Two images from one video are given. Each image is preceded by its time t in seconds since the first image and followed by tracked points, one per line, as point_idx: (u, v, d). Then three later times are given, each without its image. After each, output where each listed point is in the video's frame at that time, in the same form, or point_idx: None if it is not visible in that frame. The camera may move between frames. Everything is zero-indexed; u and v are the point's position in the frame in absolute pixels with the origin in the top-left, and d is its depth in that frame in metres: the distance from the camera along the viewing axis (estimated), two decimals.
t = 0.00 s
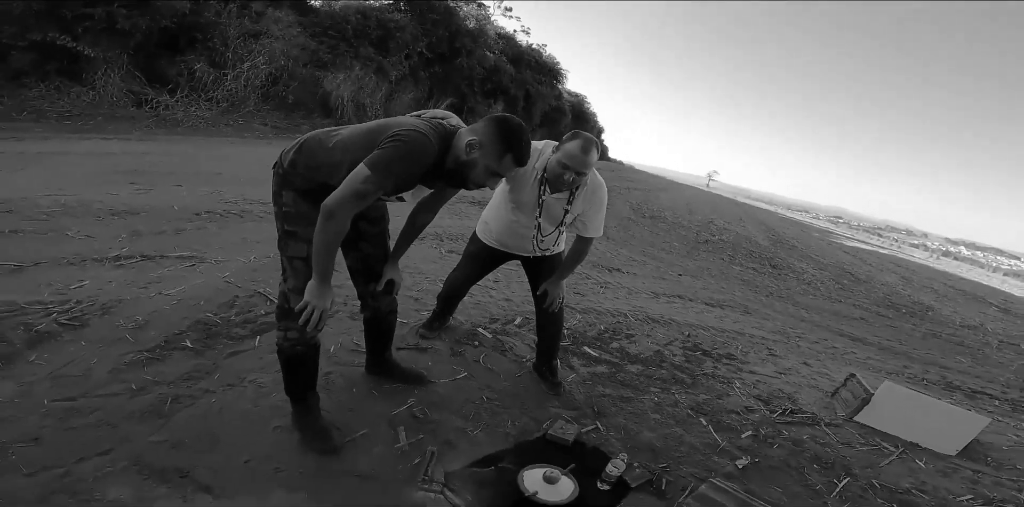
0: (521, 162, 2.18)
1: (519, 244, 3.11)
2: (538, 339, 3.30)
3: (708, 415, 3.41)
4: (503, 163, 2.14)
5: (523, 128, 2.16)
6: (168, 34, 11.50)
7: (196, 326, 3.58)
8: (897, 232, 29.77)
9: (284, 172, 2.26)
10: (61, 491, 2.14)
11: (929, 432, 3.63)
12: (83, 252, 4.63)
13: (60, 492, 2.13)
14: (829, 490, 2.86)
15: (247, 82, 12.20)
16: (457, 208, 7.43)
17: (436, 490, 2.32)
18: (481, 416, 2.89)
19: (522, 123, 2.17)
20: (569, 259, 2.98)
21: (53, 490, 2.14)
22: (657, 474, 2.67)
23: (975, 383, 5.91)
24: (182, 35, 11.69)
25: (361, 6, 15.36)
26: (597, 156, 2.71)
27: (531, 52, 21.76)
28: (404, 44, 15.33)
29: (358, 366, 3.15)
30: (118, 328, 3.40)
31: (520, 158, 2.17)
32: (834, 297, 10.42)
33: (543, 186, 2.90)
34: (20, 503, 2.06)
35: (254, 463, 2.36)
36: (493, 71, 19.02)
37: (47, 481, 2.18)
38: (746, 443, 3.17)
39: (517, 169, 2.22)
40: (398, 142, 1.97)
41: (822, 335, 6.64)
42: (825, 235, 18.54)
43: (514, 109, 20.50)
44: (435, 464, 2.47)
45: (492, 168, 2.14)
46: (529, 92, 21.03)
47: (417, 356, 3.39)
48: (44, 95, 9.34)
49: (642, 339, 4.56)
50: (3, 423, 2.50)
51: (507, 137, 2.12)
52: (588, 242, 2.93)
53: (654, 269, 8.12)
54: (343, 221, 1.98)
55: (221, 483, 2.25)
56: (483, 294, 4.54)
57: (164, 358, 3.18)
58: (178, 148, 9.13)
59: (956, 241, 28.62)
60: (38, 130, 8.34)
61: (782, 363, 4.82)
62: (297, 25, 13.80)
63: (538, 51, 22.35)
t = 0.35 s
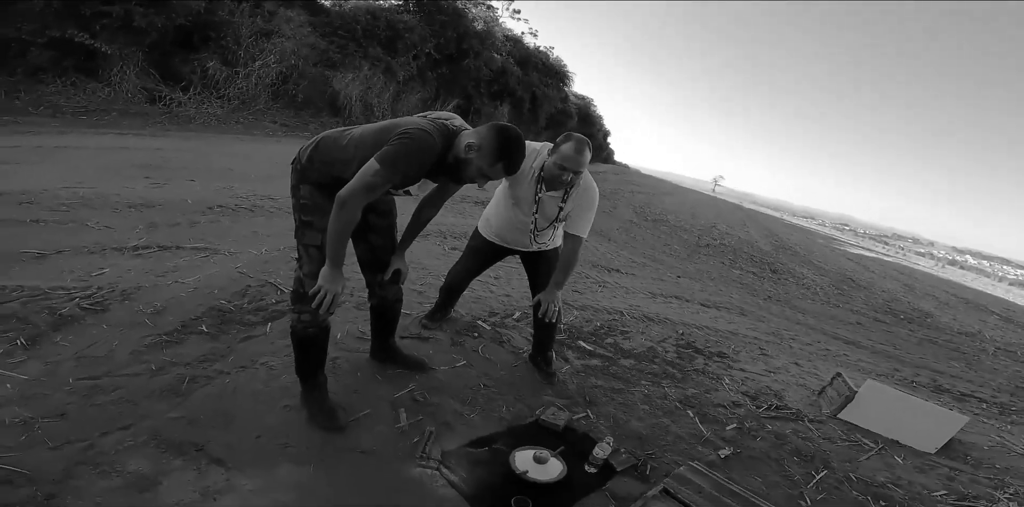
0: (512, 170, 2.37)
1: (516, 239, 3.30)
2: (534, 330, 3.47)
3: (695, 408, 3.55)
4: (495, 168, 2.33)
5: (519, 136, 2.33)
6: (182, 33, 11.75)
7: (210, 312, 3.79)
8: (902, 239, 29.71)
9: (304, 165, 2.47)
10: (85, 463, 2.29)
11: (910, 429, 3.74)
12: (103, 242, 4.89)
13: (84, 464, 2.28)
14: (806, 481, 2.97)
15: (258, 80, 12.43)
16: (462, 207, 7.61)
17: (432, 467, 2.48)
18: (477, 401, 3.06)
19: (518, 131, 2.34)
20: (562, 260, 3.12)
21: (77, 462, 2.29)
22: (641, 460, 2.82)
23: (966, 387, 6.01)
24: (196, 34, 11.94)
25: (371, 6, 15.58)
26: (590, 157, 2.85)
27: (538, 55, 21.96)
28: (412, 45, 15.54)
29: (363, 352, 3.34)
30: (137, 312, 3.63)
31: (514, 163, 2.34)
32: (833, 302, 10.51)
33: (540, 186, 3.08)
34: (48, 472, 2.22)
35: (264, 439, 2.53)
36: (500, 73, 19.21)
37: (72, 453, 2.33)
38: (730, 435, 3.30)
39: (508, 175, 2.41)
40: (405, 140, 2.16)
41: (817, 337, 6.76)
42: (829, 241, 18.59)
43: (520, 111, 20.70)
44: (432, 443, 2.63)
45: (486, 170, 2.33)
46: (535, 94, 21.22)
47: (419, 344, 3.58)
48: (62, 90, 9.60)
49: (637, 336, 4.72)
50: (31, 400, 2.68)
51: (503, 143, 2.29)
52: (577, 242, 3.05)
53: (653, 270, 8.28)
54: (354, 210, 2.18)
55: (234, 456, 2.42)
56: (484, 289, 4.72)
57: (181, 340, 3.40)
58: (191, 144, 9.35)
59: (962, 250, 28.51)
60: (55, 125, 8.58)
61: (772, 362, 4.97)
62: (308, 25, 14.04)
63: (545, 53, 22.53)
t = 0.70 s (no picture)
0: (510, 165, 2.45)
1: (515, 235, 3.37)
2: (531, 325, 3.55)
3: (687, 405, 3.62)
4: (494, 163, 2.41)
5: (516, 134, 2.41)
6: (194, 31, 11.93)
7: (216, 302, 3.90)
8: (908, 247, 29.59)
9: (312, 161, 2.57)
10: (90, 444, 2.38)
11: (899, 431, 3.79)
12: (114, 233, 5.03)
13: (89, 445, 2.37)
14: (792, 478, 3.03)
15: (268, 79, 12.58)
16: (465, 207, 7.70)
17: (426, 454, 2.57)
18: (473, 392, 3.15)
19: (516, 129, 2.43)
20: (554, 240, 3.17)
21: (83, 443, 2.38)
22: (631, 453, 2.89)
23: (963, 392, 6.04)
24: (208, 32, 12.11)
25: (381, 7, 15.73)
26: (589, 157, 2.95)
27: (545, 57, 22.07)
28: (420, 45, 15.67)
29: (363, 344, 3.43)
30: (146, 301, 3.74)
31: (511, 159, 2.43)
32: (835, 306, 10.52)
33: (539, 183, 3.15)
34: (55, 451, 2.31)
35: (264, 423, 2.62)
36: (507, 74, 19.32)
37: (79, 434, 2.43)
38: (720, 432, 3.36)
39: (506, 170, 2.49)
40: (407, 138, 2.24)
41: (815, 341, 6.81)
42: (833, 248, 18.55)
43: (526, 113, 20.80)
44: (426, 431, 2.72)
45: (485, 166, 2.42)
46: (542, 96, 21.33)
47: (418, 337, 3.67)
48: (76, 86, 9.77)
49: (634, 335, 4.79)
50: (42, 382, 2.78)
51: (501, 140, 2.37)
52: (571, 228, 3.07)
53: (654, 272, 8.35)
54: (358, 203, 2.27)
55: (235, 439, 2.51)
56: (483, 285, 4.82)
57: (188, 327, 3.51)
58: (200, 140, 9.49)
59: (969, 259, 28.32)
60: (69, 120, 8.74)
61: (767, 363, 5.02)
62: (318, 24, 14.20)
63: (553, 56, 22.62)
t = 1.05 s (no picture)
0: (505, 158, 2.45)
1: (513, 234, 3.34)
2: (528, 323, 3.54)
3: (684, 406, 3.59)
4: (489, 156, 2.41)
5: (510, 127, 2.41)
6: (206, 30, 12.04)
7: (217, 296, 3.92)
8: (918, 253, 29.28)
9: (309, 157, 2.58)
10: (82, 433, 2.41)
11: (899, 436, 3.75)
12: (120, 228, 5.09)
13: (81, 434, 2.40)
14: (788, 482, 3.00)
15: (278, 78, 12.68)
16: (469, 206, 7.72)
17: (416, 449, 2.57)
18: (467, 389, 3.15)
19: (510, 123, 2.43)
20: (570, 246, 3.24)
21: (76, 432, 2.41)
22: (624, 453, 2.87)
23: (968, 398, 5.97)
24: (219, 32, 12.22)
25: (390, 8, 15.80)
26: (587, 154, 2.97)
27: (554, 60, 22.07)
28: (428, 46, 15.72)
29: (360, 340, 3.44)
30: (147, 294, 3.78)
31: (506, 153, 2.43)
32: (842, 311, 10.42)
33: (537, 181, 3.15)
34: (48, 439, 2.35)
35: (257, 415, 2.63)
36: (515, 76, 19.34)
37: (73, 423, 2.46)
38: (716, 434, 3.33)
39: (502, 164, 2.49)
40: (401, 132, 2.25)
41: (818, 345, 6.76)
42: (842, 253, 18.40)
43: (534, 114, 20.82)
44: (418, 426, 2.72)
45: (479, 160, 2.42)
46: (550, 98, 21.33)
47: (416, 334, 3.67)
48: (89, 85, 9.91)
49: (634, 336, 4.77)
50: (40, 372, 2.82)
51: (495, 134, 2.38)
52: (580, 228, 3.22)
53: (658, 274, 8.32)
54: (352, 198, 2.26)
55: (226, 430, 2.52)
56: (483, 284, 4.82)
57: (187, 320, 3.53)
58: (209, 138, 9.58)
59: (980, 266, 27.96)
60: (80, 118, 8.86)
61: (768, 366, 4.99)
62: (328, 24, 14.29)
63: (561, 57, 22.63)
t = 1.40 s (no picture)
0: (494, 149, 2.39)
1: (506, 231, 3.28)
2: (523, 324, 3.45)
3: (682, 411, 3.49)
4: (477, 148, 2.36)
5: (497, 118, 2.35)
6: (210, 29, 12.01)
7: (207, 294, 3.85)
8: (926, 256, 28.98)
9: (292, 154, 2.50)
10: (58, 433, 2.35)
11: (904, 442, 3.63)
12: (115, 225, 5.03)
13: (57, 434, 2.34)
14: (787, 490, 2.90)
15: (281, 77, 12.63)
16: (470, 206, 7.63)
17: (402, 453, 2.49)
18: (458, 392, 3.06)
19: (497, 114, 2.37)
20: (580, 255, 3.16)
21: (52, 432, 2.35)
22: (618, 460, 2.78)
23: (976, 403, 5.84)
24: (223, 30, 12.19)
25: (394, 7, 15.73)
26: (579, 149, 2.86)
27: (558, 60, 21.96)
28: (432, 45, 15.64)
29: (351, 340, 3.36)
30: (136, 292, 3.71)
31: (494, 144, 2.37)
32: (848, 313, 10.26)
33: (529, 177, 3.06)
34: (23, 438, 2.28)
35: (238, 416, 2.56)
36: (519, 75, 19.24)
37: (49, 423, 2.39)
38: (715, 440, 3.23)
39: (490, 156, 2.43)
40: (385, 126, 2.18)
41: (823, 348, 6.63)
42: (848, 255, 18.21)
43: (539, 115, 20.69)
44: (404, 430, 2.64)
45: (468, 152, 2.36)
46: (554, 98, 21.22)
47: (409, 335, 3.59)
48: (92, 83, 9.90)
49: (634, 338, 4.67)
50: (21, 370, 2.75)
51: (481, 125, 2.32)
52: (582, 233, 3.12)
53: (661, 276, 8.21)
54: (335, 194, 2.18)
55: (205, 431, 2.46)
56: (480, 285, 4.72)
57: (176, 319, 3.46)
58: (210, 137, 9.53)
59: (988, 268, 27.63)
60: (82, 115, 8.83)
61: (771, 370, 4.88)
62: (331, 23, 14.23)
63: (566, 57, 22.52)
